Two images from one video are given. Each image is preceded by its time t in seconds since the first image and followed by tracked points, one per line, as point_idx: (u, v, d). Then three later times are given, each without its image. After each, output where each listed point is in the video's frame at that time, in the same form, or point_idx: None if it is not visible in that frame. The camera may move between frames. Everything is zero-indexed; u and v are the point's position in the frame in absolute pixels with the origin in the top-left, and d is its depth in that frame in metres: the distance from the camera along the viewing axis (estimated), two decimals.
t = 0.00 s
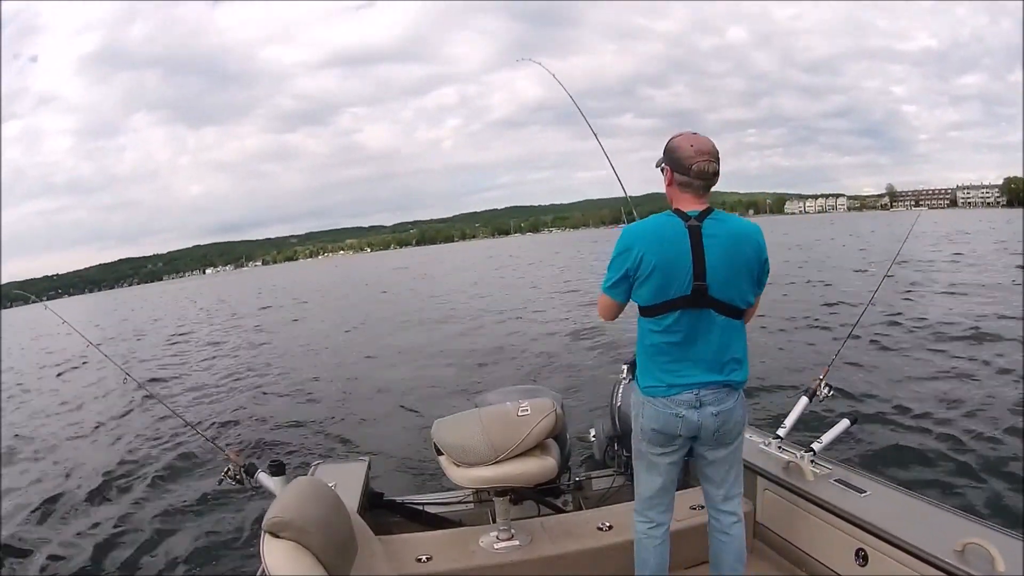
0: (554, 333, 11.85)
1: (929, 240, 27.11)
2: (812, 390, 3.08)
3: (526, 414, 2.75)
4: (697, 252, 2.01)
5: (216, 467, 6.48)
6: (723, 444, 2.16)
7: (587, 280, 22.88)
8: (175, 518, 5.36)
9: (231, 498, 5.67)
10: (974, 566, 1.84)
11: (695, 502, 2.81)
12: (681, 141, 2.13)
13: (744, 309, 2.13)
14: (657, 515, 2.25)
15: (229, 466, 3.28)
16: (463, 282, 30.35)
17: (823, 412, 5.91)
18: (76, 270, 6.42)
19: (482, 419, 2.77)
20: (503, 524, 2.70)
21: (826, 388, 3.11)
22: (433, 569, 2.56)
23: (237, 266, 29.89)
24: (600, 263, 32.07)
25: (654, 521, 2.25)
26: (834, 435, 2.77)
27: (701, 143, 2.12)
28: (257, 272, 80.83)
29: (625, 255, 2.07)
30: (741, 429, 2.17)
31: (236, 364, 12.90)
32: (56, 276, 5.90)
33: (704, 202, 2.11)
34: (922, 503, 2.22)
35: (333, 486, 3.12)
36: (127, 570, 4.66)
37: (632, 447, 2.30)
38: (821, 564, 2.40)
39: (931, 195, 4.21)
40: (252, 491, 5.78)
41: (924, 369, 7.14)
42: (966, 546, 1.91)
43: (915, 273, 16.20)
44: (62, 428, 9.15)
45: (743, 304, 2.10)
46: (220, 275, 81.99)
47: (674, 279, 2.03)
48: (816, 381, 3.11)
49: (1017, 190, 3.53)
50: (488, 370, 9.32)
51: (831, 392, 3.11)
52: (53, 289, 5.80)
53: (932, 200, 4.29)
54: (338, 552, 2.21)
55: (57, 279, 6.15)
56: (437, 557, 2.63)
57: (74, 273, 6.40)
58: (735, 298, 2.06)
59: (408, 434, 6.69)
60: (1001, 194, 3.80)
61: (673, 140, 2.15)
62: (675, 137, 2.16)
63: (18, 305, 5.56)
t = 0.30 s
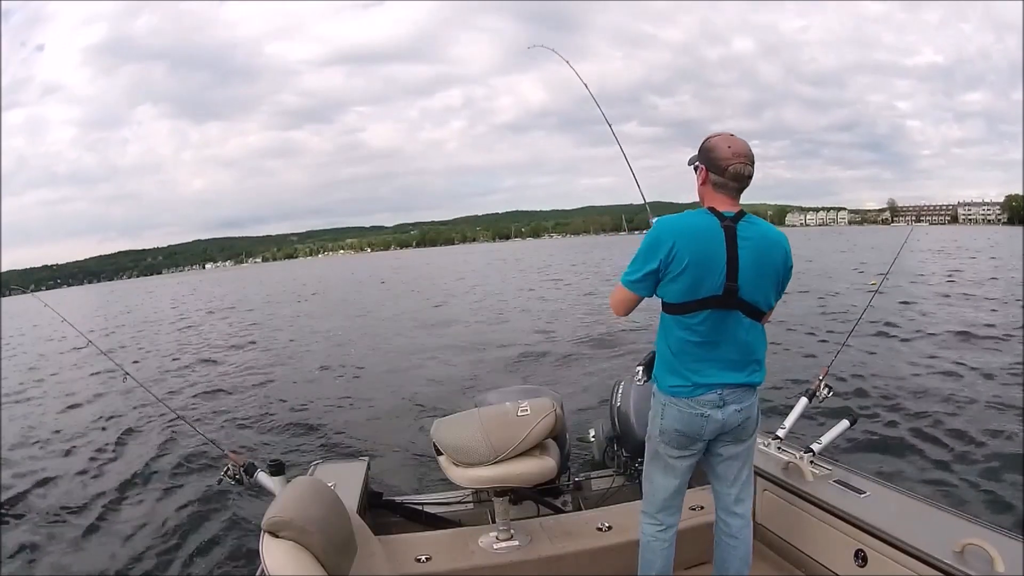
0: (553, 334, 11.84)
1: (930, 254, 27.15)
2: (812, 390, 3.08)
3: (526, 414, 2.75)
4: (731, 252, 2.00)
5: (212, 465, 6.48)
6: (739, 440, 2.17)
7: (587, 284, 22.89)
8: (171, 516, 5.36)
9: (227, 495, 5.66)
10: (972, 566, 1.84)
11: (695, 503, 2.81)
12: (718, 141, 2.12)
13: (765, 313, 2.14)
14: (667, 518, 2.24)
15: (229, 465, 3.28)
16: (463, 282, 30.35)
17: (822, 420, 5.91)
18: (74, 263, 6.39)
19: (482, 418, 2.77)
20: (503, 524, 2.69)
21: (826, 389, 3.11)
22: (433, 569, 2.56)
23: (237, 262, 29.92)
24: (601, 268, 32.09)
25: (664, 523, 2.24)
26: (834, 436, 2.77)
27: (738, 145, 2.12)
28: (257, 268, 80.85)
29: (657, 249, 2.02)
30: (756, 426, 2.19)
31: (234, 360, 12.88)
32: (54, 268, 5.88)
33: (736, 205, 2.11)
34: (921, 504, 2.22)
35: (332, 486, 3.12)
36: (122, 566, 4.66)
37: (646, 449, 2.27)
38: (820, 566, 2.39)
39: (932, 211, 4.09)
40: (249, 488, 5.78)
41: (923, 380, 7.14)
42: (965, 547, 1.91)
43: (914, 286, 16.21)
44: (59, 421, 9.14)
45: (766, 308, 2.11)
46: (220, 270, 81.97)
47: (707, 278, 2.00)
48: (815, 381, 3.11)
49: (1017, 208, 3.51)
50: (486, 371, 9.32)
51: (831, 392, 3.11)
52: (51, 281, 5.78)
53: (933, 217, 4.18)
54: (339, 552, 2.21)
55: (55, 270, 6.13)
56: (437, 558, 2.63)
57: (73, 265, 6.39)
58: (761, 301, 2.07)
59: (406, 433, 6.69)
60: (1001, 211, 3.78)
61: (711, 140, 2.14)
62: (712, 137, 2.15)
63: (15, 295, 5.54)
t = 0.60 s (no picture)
0: (553, 336, 11.84)
1: (930, 257, 27.16)
2: (812, 390, 3.08)
3: (526, 414, 2.75)
4: (744, 253, 2.00)
5: (212, 467, 6.47)
6: (744, 440, 2.18)
7: (587, 286, 22.88)
8: (170, 517, 5.35)
9: (227, 496, 5.66)
10: (973, 566, 1.84)
11: (695, 503, 2.81)
12: (729, 141, 2.13)
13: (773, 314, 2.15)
14: (669, 519, 2.24)
15: (229, 466, 3.28)
16: (462, 286, 30.34)
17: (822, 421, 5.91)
18: (75, 266, 6.40)
19: (481, 419, 2.77)
20: (503, 524, 2.69)
21: (825, 389, 3.11)
22: (432, 569, 2.56)
23: (236, 265, 29.96)
24: (600, 271, 32.09)
25: (666, 525, 2.24)
26: (833, 436, 2.78)
27: (748, 145, 2.12)
28: (257, 271, 80.85)
29: (670, 250, 2.00)
30: (761, 425, 2.21)
31: (233, 362, 12.86)
32: (54, 271, 5.88)
33: (745, 206, 2.13)
34: (921, 504, 2.23)
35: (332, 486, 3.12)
36: (122, 567, 4.65)
37: (651, 451, 2.25)
38: (820, 566, 2.39)
39: (931, 214, 4.11)
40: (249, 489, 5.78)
41: (923, 382, 7.14)
42: (966, 547, 1.92)
43: (914, 289, 16.21)
44: (59, 423, 9.15)
45: (774, 308, 2.13)
46: (220, 273, 81.94)
47: (720, 278, 2.00)
48: (816, 381, 3.11)
49: (1015, 210, 3.53)
50: (486, 372, 9.32)
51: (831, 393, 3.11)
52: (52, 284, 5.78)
53: (933, 219, 4.21)
54: (338, 553, 2.21)
55: (55, 273, 6.13)
56: (437, 558, 2.63)
57: (73, 268, 6.39)
58: (769, 302, 2.09)
59: (406, 434, 6.68)
60: (1000, 213, 3.80)
61: (721, 140, 2.15)
62: (722, 137, 2.16)
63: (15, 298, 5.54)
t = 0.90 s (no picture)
0: (553, 337, 11.85)
1: (929, 252, 27.15)
2: (812, 389, 3.08)
3: (526, 414, 2.76)
4: (744, 253, 2.00)
5: (213, 470, 6.47)
6: (744, 438, 2.18)
7: (587, 286, 22.88)
8: (172, 521, 5.34)
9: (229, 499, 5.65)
10: (973, 566, 1.84)
11: (695, 502, 2.81)
12: (725, 140, 2.13)
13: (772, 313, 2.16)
14: (669, 518, 2.24)
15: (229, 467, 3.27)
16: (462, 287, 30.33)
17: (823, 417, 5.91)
18: (76, 273, 6.40)
19: (482, 419, 2.77)
20: (503, 524, 2.69)
21: (826, 388, 3.10)
22: (433, 569, 2.56)
23: (237, 270, 30.00)
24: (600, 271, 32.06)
25: (666, 524, 2.24)
26: (834, 435, 2.77)
27: (745, 144, 2.12)
28: (257, 276, 80.85)
29: (671, 252, 2.00)
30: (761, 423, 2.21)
31: (234, 366, 12.86)
32: (55, 278, 5.88)
33: (743, 205, 2.13)
34: (921, 504, 2.22)
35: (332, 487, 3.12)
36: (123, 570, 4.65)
37: (651, 451, 2.25)
38: (822, 565, 2.39)
39: (930, 209, 4.14)
40: (251, 492, 5.77)
41: (924, 377, 7.14)
42: (966, 546, 1.92)
43: (914, 284, 16.21)
44: (61, 429, 9.15)
45: (774, 307, 2.13)
46: (220, 279, 81.92)
47: (721, 279, 2.00)
48: (816, 380, 3.11)
49: (1014, 203, 3.53)
50: (487, 373, 9.32)
51: (832, 392, 3.10)
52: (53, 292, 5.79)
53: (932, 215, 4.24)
54: (339, 553, 2.21)
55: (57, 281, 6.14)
56: (438, 558, 2.63)
57: (74, 276, 6.39)
58: (769, 300, 2.09)
59: (407, 436, 6.67)
60: (998, 207, 3.81)
61: (718, 140, 2.15)
62: (718, 136, 2.16)
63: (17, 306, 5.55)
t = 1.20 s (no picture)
0: (552, 337, 11.87)
1: (927, 251, 27.16)
2: (812, 390, 3.08)
3: (527, 415, 2.76)
4: (748, 254, 2.01)
5: (213, 471, 6.46)
6: (747, 437, 2.18)
7: (586, 286, 22.88)
8: (173, 521, 5.34)
9: (229, 498, 5.65)
10: (972, 566, 1.85)
11: (695, 503, 2.81)
12: (728, 142, 2.13)
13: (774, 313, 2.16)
14: (671, 518, 2.24)
15: (229, 466, 3.27)
16: (461, 288, 30.34)
17: (822, 416, 5.92)
18: (76, 275, 6.40)
19: (482, 420, 2.77)
20: (503, 525, 2.69)
21: (826, 389, 3.11)
22: (433, 569, 2.56)
23: (236, 272, 30.01)
24: (599, 271, 32.07)
25: (667, 523, 2.24)
26: (834, 435, 2.78)
27: (748, 146, 2.12)
28: (256, 278, 80.96)
29: (676, 253, 2.00)
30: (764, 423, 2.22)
31: (234, 368, 12.85)
32: (54, 280, 5.88)
33: (746, 206, 2.13)
34: (919, 504, 2.23)
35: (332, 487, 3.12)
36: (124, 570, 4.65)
37: (654, 451, 2.25)
38: (821, 566, 2.39)
39: (928, 207, 4.16)
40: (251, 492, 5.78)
41: (923, 377, 7.15)
42: (966, 547, 1.92)
43: (911, 283, 16.23)
44: (60, 431, 9.15)
45: (776, 307, 2.14)
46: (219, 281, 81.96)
47: (726, 280, 2.01)
48: (816, 381, 3.11)
49: (1011, 202, 3.54)
50: (487, 373, 9.32)
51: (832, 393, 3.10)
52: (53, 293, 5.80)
53: (931, 214, 4.27)
54: (338, 553, 2.21)
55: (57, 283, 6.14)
56: (438, 558, 2.63)
57: (74, 278, 6.40)
58: (772, 300, 2.10)
59: (407, 437, 6.67)
60: (996, 207, 3.81)
61: (720, 142, 2.15)
62: (721, 138, 2.16)
63: (16, 307, 5.55)
